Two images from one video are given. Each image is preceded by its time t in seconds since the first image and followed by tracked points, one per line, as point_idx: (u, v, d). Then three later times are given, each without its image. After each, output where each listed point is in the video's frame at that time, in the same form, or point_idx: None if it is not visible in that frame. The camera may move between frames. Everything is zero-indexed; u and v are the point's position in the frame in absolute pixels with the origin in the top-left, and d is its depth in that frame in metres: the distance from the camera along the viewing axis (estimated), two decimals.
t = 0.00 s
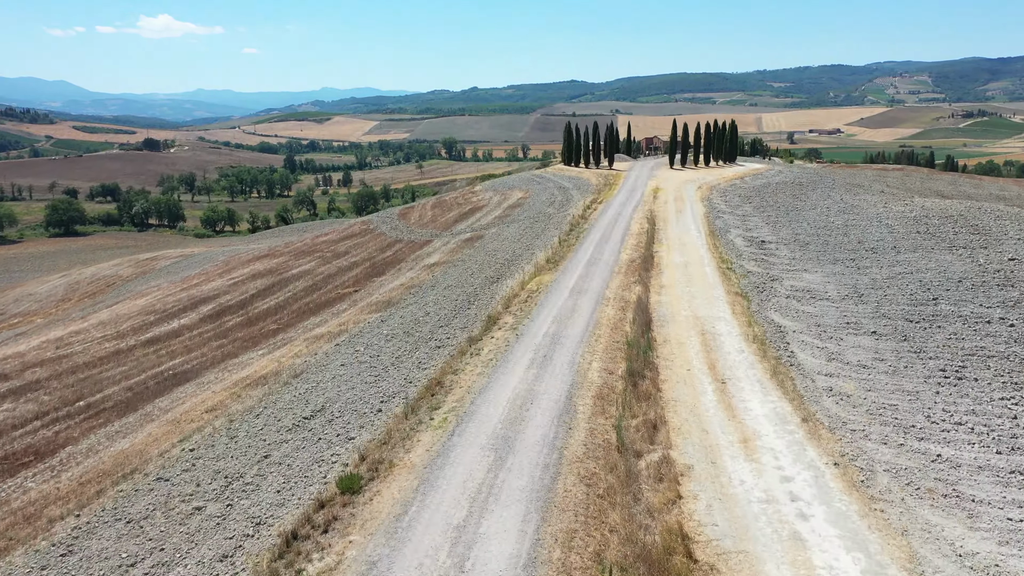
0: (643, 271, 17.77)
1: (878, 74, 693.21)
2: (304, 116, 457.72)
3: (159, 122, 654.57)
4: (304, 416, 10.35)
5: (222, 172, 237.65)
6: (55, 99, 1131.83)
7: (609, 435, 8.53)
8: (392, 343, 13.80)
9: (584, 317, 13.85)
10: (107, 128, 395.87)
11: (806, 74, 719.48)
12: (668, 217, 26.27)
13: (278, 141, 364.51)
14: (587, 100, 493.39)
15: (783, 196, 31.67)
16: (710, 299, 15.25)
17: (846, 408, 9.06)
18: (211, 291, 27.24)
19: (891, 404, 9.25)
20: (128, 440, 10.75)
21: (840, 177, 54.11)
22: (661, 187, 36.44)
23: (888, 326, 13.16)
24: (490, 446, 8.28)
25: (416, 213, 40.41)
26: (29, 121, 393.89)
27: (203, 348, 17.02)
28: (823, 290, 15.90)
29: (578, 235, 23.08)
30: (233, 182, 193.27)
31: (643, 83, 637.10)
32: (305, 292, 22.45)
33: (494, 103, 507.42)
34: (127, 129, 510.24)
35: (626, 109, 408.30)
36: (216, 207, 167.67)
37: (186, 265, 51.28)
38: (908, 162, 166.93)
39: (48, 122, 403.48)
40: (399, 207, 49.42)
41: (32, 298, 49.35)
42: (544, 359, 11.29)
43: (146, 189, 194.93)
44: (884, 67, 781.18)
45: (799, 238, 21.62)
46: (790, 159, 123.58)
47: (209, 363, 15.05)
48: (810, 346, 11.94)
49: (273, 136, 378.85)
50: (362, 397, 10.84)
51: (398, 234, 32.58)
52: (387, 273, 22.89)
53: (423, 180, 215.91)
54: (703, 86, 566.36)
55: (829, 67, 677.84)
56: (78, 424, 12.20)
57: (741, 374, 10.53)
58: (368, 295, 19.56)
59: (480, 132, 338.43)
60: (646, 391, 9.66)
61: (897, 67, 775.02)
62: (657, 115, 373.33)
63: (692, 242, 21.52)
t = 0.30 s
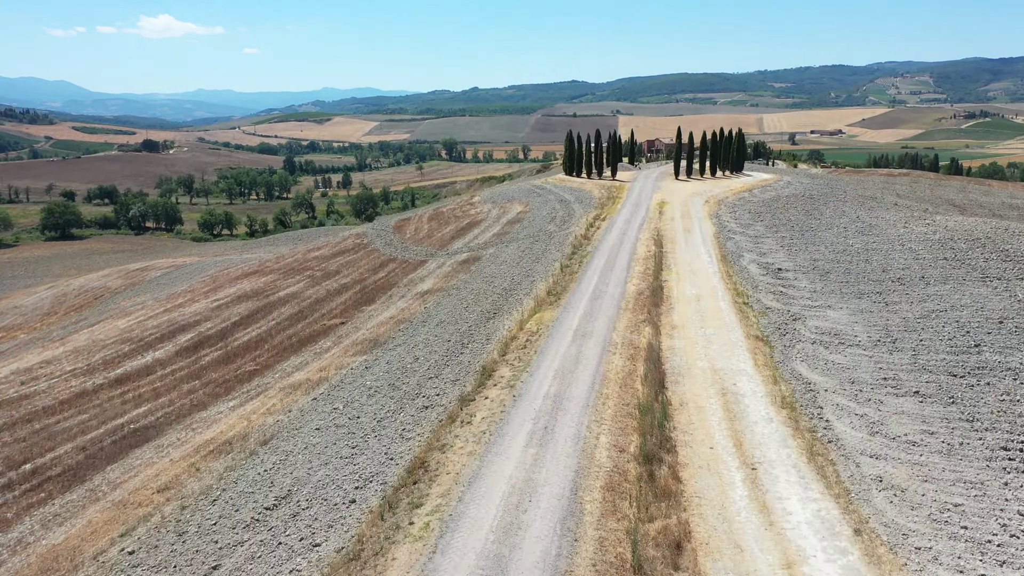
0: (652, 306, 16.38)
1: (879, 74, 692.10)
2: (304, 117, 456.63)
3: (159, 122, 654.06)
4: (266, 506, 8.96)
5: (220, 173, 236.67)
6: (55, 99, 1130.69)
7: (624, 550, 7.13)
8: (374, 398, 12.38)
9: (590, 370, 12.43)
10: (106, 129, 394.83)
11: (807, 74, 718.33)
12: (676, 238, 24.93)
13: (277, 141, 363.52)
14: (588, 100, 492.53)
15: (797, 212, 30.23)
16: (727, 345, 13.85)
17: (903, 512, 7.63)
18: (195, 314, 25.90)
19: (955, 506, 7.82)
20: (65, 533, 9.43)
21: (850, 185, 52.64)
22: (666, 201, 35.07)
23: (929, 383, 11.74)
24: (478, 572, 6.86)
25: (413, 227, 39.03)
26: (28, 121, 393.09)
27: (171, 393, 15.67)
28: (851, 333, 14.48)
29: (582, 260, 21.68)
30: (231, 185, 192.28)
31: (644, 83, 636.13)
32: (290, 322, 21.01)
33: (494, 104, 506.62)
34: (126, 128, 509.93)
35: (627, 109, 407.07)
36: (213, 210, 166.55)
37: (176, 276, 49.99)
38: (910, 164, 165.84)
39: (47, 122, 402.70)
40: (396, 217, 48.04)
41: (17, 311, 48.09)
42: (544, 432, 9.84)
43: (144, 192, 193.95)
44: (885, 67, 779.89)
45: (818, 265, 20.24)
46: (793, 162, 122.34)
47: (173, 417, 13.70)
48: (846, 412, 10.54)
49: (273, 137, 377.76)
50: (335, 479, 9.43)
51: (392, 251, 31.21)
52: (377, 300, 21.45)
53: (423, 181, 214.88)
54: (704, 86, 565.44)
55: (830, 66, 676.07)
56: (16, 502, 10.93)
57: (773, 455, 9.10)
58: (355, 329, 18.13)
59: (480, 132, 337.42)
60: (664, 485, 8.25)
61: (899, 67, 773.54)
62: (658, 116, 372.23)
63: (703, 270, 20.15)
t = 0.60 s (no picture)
0: (663, 349, 15.00)
1: (880, 74, 690.30)
2: (304, 117, 455.41)
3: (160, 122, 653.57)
4: None
5: (220, 175, 235.59)
6: (56, 99, 1128.72)
7: None
8: (353, 469, 10.98)
9: (596, 436, 11.04)
10: (105, 129, 393.33)
11: (809, 74, 716.16)
12: (685, 261, 23.57)
13: (277, 142, 362.46)
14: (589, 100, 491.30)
15: (810, 230, 28.86)
16: (749, 400, 12.43)
17: None
18: (177, 340, 24.51)
19: None
20: None
21: (860, 195, 51.21)
22: (672, 216, 33.60)
23: (984, 456, 10.30)
24: None
25: (409, 241, 37.62)
26: (28, 121, 392.12)
27: (133, 447, 14.33)
28: (887, 385, 13.05)
29: (586, 289, 20.27)
30: (230, 187, 191.11)
31: (645, 83, 634.69)
32: (274, 355, 19.67)
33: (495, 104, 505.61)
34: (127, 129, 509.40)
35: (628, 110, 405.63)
36: (211, 212, 165.30)
37: (166, 288, 48.62)
38: (913, 166, 164.57)
39: (47, 122, 401.74)
40: (393, 229, 46.70)
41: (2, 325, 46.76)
42: (545, 532, 8.45)
43: (143, 194, 192.91)
44: (887, 67, 776.37)
45: (840, 296, 18.82)
46: (796, 166, 121.00)
47: (129, 484, 12.38)
48: (894, 499, 9.14)
49: (273, 137, 376.63)
50: None
51: (386, 270, 29.80)
52: (367, 331, 20.07)
53: (423, 183, 213.58)
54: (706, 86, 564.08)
55: (831, 66, 674.51)
56: None
57: (815, 567, 7.69)
58: (340, 369, 16.74)
59: (481, 133, 336.14)
60: None
61: (900, 67, 770.85)
62: (659, 116, 370.90)
63: (717, 301, 18.72)
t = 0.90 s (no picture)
0: (677, 402, 13.52)
1: (882, 74, 688.90)
2: (303, 118, 454.02)
3: (160, 122, 652.88)
4: None
5: (219, 176, 234.79)
6: (57, 99, 1127.43)
7: None
8: (325, 566, 9.53)
9: (605, 525, 9.59)
10: (104, 130, 392.06)
11: (810, 74, 715.38)
12: (694, 286, 22.13)
13: (277, 142, 361.34)
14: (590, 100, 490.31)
15: (824, 249, 27.41)
16: (776, 471, 10.95)
17: None
18: (155, 369, 23.08)
19: None
20: None
21: (871, 204, 49.73)
22: (679, 232, 32.11)
23: None
24: None
25: (404, 257, 36.19)
26: (27, 121, 391.32)
27: (88, 512, 12.93)
28: (933, 452, 11.56)
29: (590, 322, 18.80)
30: (228, 189, 189.97)
31: (646, 83, 633.93)
32: (254, 394, 18.24)
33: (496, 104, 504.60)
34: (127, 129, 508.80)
35: (629, 110, 404.68)
36: (209, 215, 164.04)
37: (156, 301, 47.27)
38: (917, 168, 163.41)
39: (46, 122, 400.92)
40: (389, 241, 45.32)
41: None
42: None
43: (140, 197, 191.97)
44: (888, 67, 775.09)
45: (865, 332, 17.37)
46: (800, 170, 119.64)
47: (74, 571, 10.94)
48: None
49: (272, 138, 375.55)
50: None
51: (379, 291, 28.39)
52: (354, 367, 18.60)
53: (423, 185, 212.61)
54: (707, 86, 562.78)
55: (832, 67, 673.03)
56: None
57: None
58: (322, 418, 15.33)
59: (482, 134, 335.17)
60: None
61: (901, 67, 770.23)
62: (660, 117, 369.68)
63: (733, 337, 17.29)
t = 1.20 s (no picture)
0: (693, 465, 12.11)
1: (883, 75, 687.37)
2: (303, 118, 452.69)
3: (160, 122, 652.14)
4: None
5: (218, 177, 233.83)
6: (58, 99, 1125.60)
7: None
8: None
9: None
10: (104, 129, 391.10)
11: (811, 74, 714.00)
12: (706, 316, 20.76)
13: (276, 142, 360.39)
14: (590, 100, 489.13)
15: (841, 270, 26.08)
16: (813, 562, 9.52)
17: None
18: (130, 402, 21.65)
19: None
20: None
21: (881, 214, 48.38)
22: (686, 249, 30.68)
23: None
24: None
25: (400, 272, 34.86)
26: (26, 121, 390.62)
27: None
28: (989, 537, 10.14)
29: (594, 361, 17.39)
30: (227, 191, 188.87)
31: (647, 83, 632.90)
32: (231, 438, 16.82)
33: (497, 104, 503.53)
34: (127, 129, 508.42)
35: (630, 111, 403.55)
36: (207, 218, 162.90)
37: (145, 315, 45.97)
38: (920, 171, 162.07)
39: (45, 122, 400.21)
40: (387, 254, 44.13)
41: None
42: None
43: (138, 199, 191.09)
44: (890, 67, 773.59)
45: (896, 375, 15.93)
46: (803, 173, 118.33)
47: None
48: None
49: (272, 138, 374.63)
50: None
51: (371, 315, 26.97)
52: (338, 410, 17.14)
53: (423, 187, 211.49)
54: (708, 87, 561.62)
55: (833, 67, 673.35)
56: None
57: None
58: (299, 477, 14.06)
59: (482, 134, 334.08)
60: None
61: (903, 67, 767.67)
62: (661, 117, 368.47)
63: (752, 381, 15.84)
